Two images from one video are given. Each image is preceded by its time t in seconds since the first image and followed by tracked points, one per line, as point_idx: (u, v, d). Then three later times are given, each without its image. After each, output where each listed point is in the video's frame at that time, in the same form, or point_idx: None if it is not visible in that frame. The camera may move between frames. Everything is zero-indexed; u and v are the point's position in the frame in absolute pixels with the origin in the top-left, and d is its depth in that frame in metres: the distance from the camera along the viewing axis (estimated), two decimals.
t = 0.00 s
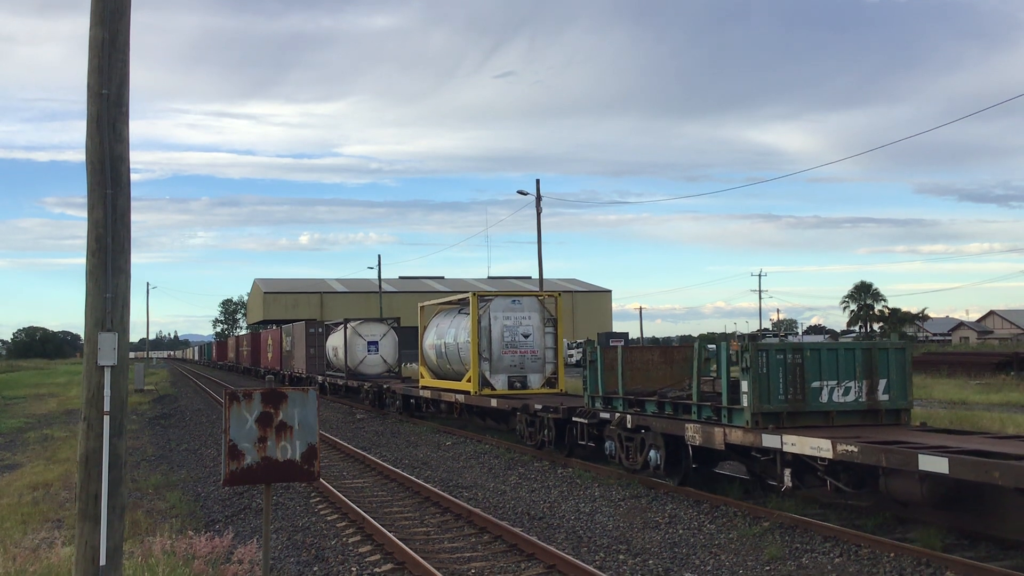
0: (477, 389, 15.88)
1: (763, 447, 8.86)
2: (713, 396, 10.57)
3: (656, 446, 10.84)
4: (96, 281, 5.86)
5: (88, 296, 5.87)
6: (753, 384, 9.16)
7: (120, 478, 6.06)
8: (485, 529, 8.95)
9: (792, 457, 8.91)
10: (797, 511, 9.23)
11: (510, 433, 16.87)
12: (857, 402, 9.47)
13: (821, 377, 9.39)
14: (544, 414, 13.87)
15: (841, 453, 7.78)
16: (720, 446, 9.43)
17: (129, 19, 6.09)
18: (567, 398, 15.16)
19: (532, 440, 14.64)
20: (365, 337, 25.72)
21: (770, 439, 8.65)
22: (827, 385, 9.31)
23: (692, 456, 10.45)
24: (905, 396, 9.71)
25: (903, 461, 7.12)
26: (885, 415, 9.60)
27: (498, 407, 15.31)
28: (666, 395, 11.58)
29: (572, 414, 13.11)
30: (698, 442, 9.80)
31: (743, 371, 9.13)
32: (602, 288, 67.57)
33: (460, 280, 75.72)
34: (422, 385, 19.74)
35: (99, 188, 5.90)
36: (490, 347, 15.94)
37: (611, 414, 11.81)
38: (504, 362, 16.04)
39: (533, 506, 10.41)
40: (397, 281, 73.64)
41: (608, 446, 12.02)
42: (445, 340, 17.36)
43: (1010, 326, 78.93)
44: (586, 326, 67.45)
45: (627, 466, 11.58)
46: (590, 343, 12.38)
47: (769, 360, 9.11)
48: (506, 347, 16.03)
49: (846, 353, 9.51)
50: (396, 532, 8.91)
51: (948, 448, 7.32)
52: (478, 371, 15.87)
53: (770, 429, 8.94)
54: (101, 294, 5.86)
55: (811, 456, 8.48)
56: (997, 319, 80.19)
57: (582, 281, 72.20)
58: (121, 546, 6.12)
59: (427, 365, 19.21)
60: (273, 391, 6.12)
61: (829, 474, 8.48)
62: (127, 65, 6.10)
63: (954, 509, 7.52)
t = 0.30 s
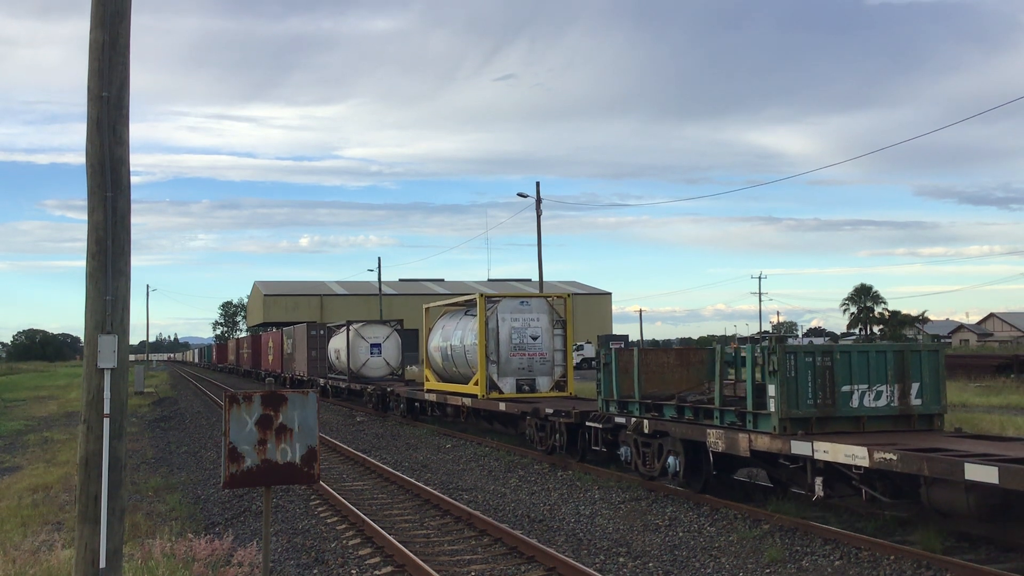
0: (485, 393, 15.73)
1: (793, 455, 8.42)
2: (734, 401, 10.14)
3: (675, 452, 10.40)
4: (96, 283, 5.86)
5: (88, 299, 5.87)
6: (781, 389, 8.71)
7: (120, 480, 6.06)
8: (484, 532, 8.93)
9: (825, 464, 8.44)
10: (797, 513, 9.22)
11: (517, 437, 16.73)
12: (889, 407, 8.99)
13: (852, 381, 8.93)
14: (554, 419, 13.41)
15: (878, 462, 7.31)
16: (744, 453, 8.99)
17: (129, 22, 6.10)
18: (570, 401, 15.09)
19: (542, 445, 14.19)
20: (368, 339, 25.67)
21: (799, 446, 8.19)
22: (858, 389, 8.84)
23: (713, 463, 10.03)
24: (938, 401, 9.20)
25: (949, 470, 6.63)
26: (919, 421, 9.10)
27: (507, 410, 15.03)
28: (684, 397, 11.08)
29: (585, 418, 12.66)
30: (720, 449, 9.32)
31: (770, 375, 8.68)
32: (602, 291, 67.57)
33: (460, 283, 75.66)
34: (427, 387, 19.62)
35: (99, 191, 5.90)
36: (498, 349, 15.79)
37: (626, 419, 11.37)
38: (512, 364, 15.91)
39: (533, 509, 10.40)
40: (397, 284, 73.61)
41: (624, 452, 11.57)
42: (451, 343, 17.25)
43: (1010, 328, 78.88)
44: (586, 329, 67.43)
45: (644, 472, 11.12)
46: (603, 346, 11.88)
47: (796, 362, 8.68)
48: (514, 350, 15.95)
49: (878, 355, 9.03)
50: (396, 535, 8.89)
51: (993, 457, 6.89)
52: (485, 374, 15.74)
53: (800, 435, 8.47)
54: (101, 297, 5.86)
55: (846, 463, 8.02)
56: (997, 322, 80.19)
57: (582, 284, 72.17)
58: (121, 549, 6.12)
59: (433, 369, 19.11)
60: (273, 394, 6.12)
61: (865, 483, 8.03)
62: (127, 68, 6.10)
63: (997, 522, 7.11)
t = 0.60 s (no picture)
0: (494, 395, 15.49)
1: (825, 462, 7.98)
2: (758, 404, 9.73)
3: (696, 457, 10.02)
4: (96, 284, 5.86)
5: (88, 300, 5.87)
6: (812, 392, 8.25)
7: (120, 482, 6.06)
8: (485, 534, 8.93)
9: (859, 472, 7.99)
10: (797, 515, 9.22)
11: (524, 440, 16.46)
12: (923, 411, 8.51)
13: (884, 384, 8.46)
14: (566, 422, 13.14)
15: (919, 469, 6.89)
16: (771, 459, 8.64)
17: (129, 24, 6.11)
18: (578, 403, 14.94)
19: (554, 449, 13.93)
20: (371, 340, 25.63)
21: (832, 453, 7.76)
22: (892, 392, 8.38)
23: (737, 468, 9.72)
24: (975, 404, 8.68)
25: (998, 478, 6.18)
26: (955, 426, 8.61)
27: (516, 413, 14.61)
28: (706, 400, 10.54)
29: (598, 422, 12.36)
30: (745, 454, 9.02)
31: (800, 378, 8.22)
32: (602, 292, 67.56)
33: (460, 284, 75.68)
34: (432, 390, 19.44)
35: (99, 192, 5.90)
36: (507, 351, 15.51)
37: (643, 423, 11.01)
38: (521, 366, 15.64)
39: (533, 510, 10.40)
40: (397, 285, 73.58)
41: (641, 457, 11.22)
42: (457, 345, 17.09)
43: (1010, 329, 78.85)
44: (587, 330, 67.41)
45: (661, 478, 10.80)
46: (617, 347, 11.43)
47: (828, 364, 8.23)
48: (523, 351, 15.68)
49: (910, 357, 8.57)
50: (397, 537, 8.89)
51: None
52: (494, 376, 15.50)
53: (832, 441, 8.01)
54: (101, 297, 5.86)
55: (883, 472, 7.58)
56: (997, 323, 80.16)
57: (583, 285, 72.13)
58: (120, 550, 6.12)
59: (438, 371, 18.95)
60: (273, 395, 6.13)
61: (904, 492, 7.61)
62: (127, 70, 6.11)
63: None
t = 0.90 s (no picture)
0: (501, 395, 15.27)
1: (859, 466, 7.63)
2: (785, 405, 9.33)
3: (718, 460, 9.70)
4: (96, 283, 5.86)
5: (88, 299, 5.88)
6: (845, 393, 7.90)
7: (120, 481, 6.07)
8: (484, 533, 8.93)
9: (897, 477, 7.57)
10: (798, 515, 9.21)
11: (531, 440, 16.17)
12: (962, 413, 8.14)
13: (921, 384, 8.10)
14: (578, 423, 12.86)
15: (965, 475, 6.50)
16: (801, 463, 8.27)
17: (129, 23, 6.11)
18: (590, 403, 14.70)
19: (565, 450, 13.62)
20: (374, 339, 25.63)
21: (870, 457, 7.38)
22: (929, 392, 8.03)
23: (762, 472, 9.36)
24: (1015, 406, 8.32)
25: None
26: (994, 428, 8.24)
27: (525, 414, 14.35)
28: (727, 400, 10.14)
29: (613, 423, 12.02)
30: (773, 458, 8.65)
31: (833, 377, 7.87)
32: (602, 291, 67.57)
33: (460, 283, 75.64)
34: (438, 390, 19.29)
35: (99, 192, 5.90)
36: (515, 350, 15.27)
37: (660, 423, 10.67)
38: (529, 365, 15.33)
39: (533, 509, 10.40)
40: (398, 285, 73.58)
41: (659, 460, 10.91)
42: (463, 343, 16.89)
43: (1010, 328, 78.83)
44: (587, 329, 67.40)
45: (680, 482, 10.50)
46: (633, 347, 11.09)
47: (863, 363, 7.86)
48: (532, 350, 15.36)
49: (948, 356, 8.19)
50: (396, 536, 8.89)
51: None
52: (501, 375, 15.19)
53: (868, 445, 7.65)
54: (101, 297, 5.86)
55: (925, 477, 7.17)
56: (997, 322, 80.12)
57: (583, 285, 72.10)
58: (120, 549, 6.12)
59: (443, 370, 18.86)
60: (273, 395, 6.12)
61: (947, 500, 7.20)
62: (127, 69, 6.10)
63: None
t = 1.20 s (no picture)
0: (509, 396, 15.01)
1: (899, 472, 7.20)
2: (814, 407, 8.85)
3: (742, 464, 9.27)
4: (96, 283, 5.86)
5: (88, 299, 5.88)
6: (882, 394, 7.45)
7: (120, 480, 6.06)
8: (484, 532, 8.93)
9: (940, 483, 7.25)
10: (801, 515, 9.16)
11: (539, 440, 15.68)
12: (1004, 415, 7.78)
13: (962, 385, 7.71)
14: (593, 424, 12.34)
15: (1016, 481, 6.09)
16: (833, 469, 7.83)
17: (129, 24, 6.10)
18: (603, 404, 14.10)
19: (577, 453, 13.15)
20: (377, 338, 25.61)
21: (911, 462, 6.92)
22: (971, 394, 7.63)
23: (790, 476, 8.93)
24: None
25: None
26: None
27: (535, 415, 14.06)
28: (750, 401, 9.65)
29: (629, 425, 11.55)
30: (803, 462, 8.21)
31: (870, 378, 7.43)
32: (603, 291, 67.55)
33: (460, 282, 75.62)
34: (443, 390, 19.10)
35: (99, 191, 5.90)
36: (524, 350, 15.05)
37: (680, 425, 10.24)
38: (538, 365, 15.10)
39: (533, 508, 10.40)
40: (398, 284, 73.60)
41: (678, 463, 10.46)
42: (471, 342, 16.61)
43: (1010, 328, 78.81)
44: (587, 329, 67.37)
45: (701, 487, 10.06)
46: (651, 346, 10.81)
47: (901, 363, 7.44)
48: (541, 349, 15.12)
49: (989, 355, 7.82)
50: (397, 535, 8.89)
51: None
52: (509, 376, 14.97)
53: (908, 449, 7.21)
54: (101, 296, 5.86)
55: (971, 483, 6.82)
56: (998, 322, 80.12)
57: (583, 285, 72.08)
58: (121, 548, 6.12)
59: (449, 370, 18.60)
60: (273, 394, 6.12)
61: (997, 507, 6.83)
62: (127, 69, 6.10)
63: None
